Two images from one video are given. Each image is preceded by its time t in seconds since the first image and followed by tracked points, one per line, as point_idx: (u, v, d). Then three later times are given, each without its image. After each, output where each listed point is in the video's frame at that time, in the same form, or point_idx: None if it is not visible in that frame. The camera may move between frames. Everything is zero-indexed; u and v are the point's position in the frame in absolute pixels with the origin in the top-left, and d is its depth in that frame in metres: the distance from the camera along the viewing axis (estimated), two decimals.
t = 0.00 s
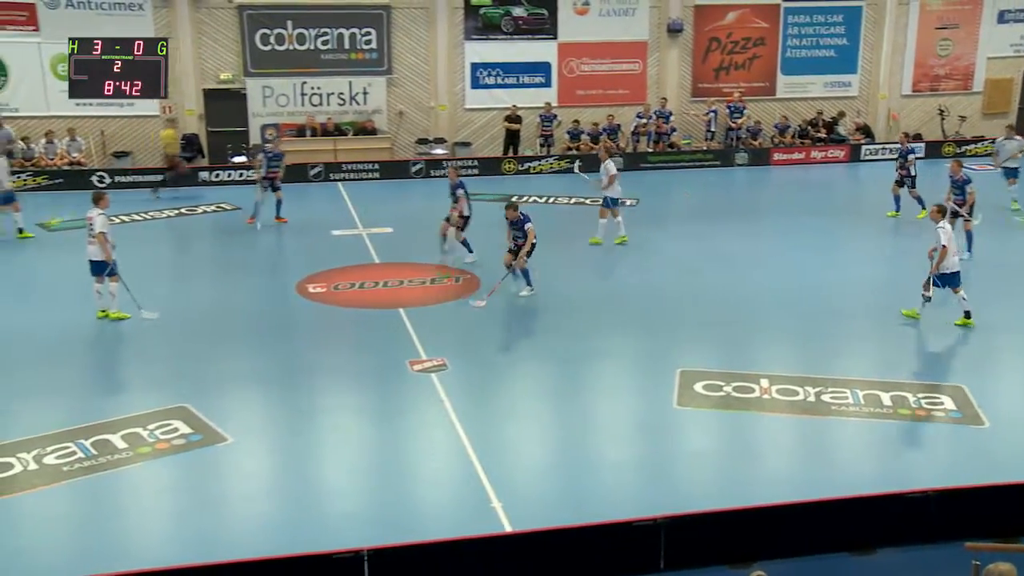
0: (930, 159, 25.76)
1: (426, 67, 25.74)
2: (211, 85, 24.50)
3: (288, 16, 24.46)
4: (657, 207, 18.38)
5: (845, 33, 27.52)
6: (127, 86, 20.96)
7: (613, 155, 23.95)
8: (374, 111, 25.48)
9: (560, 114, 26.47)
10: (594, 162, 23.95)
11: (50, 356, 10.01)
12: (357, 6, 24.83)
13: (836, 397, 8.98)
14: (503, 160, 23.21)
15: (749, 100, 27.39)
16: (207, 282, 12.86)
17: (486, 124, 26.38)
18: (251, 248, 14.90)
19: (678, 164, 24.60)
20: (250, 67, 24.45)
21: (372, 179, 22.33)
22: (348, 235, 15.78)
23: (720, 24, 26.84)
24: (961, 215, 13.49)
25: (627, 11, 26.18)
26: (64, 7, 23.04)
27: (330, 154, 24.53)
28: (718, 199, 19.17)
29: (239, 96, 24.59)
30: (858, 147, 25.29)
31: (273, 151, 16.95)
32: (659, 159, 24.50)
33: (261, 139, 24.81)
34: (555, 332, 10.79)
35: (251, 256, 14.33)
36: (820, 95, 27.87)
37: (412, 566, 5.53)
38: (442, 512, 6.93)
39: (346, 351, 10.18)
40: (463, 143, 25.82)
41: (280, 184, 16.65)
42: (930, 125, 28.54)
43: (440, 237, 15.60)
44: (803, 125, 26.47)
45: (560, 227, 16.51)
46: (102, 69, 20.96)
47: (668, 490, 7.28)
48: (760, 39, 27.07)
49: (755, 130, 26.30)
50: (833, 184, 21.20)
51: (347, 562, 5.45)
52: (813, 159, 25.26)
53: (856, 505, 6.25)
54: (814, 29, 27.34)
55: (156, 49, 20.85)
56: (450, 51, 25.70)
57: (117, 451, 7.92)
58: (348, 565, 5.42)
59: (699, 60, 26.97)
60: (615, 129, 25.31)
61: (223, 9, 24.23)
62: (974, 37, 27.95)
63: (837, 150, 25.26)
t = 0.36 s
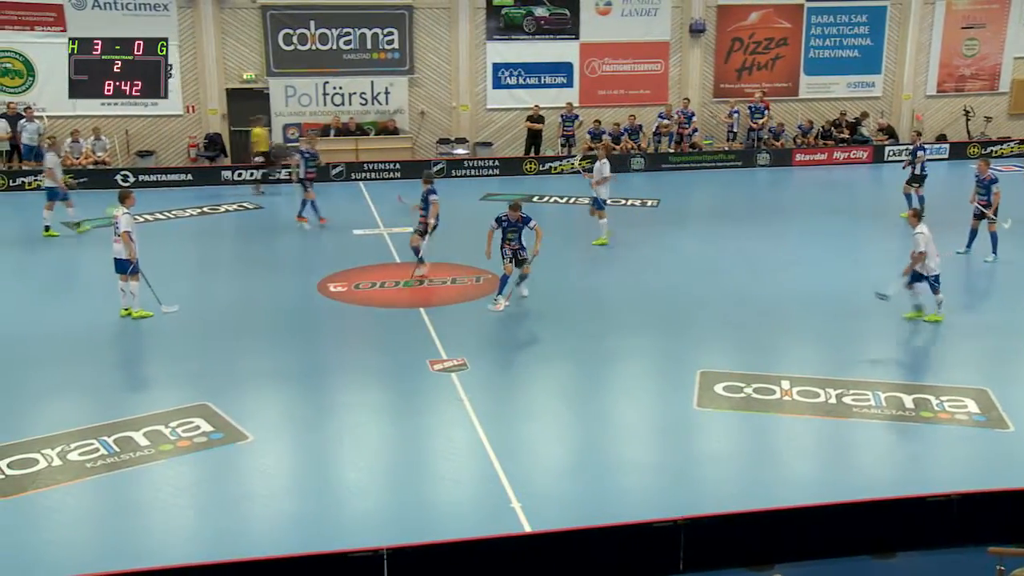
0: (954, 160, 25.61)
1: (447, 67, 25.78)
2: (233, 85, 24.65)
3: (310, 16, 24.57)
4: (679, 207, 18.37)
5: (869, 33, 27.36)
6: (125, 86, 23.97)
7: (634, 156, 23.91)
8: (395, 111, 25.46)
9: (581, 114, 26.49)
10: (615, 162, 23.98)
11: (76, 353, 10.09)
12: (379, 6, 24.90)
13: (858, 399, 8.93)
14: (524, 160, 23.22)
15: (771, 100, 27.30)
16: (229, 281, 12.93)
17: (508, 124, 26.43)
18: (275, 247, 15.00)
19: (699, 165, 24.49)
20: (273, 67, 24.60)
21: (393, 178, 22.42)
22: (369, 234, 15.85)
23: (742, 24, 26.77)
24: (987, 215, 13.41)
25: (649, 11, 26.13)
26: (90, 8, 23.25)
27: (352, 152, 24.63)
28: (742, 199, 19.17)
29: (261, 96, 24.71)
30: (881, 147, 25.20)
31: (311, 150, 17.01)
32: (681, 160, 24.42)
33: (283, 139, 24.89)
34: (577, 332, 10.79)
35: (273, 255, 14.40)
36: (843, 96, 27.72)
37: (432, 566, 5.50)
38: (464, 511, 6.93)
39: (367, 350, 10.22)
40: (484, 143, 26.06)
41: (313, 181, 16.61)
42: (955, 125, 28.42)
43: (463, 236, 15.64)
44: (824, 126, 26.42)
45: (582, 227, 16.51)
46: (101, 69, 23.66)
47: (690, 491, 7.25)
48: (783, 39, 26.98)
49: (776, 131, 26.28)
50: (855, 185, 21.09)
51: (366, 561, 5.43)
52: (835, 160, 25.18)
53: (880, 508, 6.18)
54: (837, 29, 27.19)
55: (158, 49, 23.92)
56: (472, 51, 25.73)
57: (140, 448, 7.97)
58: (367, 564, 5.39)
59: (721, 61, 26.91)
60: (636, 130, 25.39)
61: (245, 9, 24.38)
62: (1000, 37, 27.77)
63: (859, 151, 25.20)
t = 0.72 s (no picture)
0: (957, 160, 25.58)
1: (451, 66, 25.79)
2: (237, 85, 24.68)
3: (313, 16, 24.59)
4: (682, 207, 18.37)
5: (873, 33, 27.33)
6: (125, 86, 23.97)
7: (637, 156, 23.90)
8: (399, 111, 25.57)
9: (585, 114, 26.50)
10: (618, 162, 23.99)
11: (79, 353, 10.11)
12: (383, 6, 24.90)
13: (861, 400, 8.92)
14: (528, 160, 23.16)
15: (774, 100, 27.29)
16: (232, 281, 12.94)
17: (512, 124, 26.46)
18: (278, 247, 15.01)
19: (702, 166, 24.47)
20: (276, 67, 24.64)
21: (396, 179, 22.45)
22: (373, 234, 15.90)
23: (746, 24, 26.75)
24: (988, 215, 13.43)
25: (653, 11, 26.12)
26: (94, 8, 23.32)
27: (356, 153, 24.72)
28: (745, 199, 19.17)
29: (265, 96, 24.82)
30: (884, 147, 25.17)
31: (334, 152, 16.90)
32: (684, 160, 24.41)
33: (287, 139, 25.06)
34: (579, 332, 10.79)
35: (276, 255, 14.42)
36: (847, 96, 27.70)
37: (433, 566, 5.50)
38: (467, 511, 6.93)
39: (370, 350, 10.22)
40: (488, 143, 26.06)
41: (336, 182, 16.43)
42: (959, 126, 28.44)
43: (467, 237, 15.65)
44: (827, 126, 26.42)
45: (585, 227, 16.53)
46: (101, 69, 23.68)
47: (693, 491, 7.24)
48: (786, 40, 26.96)
49: (779, 131, 26.25)
50: (858, 185, 21.07)
51: (370, 561, 5.43)
52: (839, 160, 25.16)
53: (883, 510, 6.14)
54: (840, 29, 27.17)
55: (158, 49, 23.95)
56: (475, 51, 25.73)
57: (142, 448, 7.97)
58: (369, 564, 5.39)
59: (725, 61, 26.89)
60: (639, 130, 25.47)
61: (249, 9, 24.38)
62: (1005, 37, 27.73)
63: (862, 151, 25.18)
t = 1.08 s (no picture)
0: (960, 161, 25.58)
1: (453, 67, 25.80)
2: (240, 86, 24.72)
3: (316, 18, 24.63)
4: (685, 208, 18.37)
5: (876, 34, 27.32)
6: (125, 86, 23.98)
7: (640, 158, 23.92)
8: (401, 111, 25.61)
9: (588, 116, 26.52)
10: (620, 163, 24.01)
11: (81, 354, 10.13)
12: (385, 7, 24.92)
13: (864, 401, 8.91)
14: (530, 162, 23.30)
15: (776, 101, 27.30)
16: (235, 282, 12.96)
17: (514, 125, 26.46)
18: (281, 247, 15.02)
19: (704, 168, 24.47)
20: (279, 69, 24.68)
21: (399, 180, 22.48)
22: (375, 236, 15.96)
23: (749, 25, 26.74)
24: (990, 217, 13.44)
25: (656, 13, 26.13)
26: (97, 9, 23.36)
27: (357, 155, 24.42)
28: (748, 200, 19.18)
29: (268, 97, 24.88)
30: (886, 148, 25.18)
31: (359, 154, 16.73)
32: (686, 161, 24.43)
33: (290, 141, 25.12)
34: (582, 333, 10.80)
35: (279, 255, 14.44)
36: (850, 97, 27.70)
37: (435, 567, 5.49)
38: (470, 513, 6.92)
39: (372, 351, 10.24)
40: (490, 145, 25.97)
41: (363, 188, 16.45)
42: (961, 127, 28.47)
43: (470, 238, 15.67)
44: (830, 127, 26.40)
45: (588, 228, 16.55)
46: (101, 69, 23.69)
47: (695, 493, 7.24)
48: (789, 41, 26.96)
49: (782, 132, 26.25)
50: (861, 186, 21.08)
51: (372, 562, 5.43)
52: (841, 161, 25.17)
53: (886, 511, 6.12)
54: (843, 31, 27.16)
55: (158, 49, 23.97)
56: (478, 52, 25.73)
57: (145, 448, 7.98)
58: (371, 565, 5.40)
59: (728, 62, 26.89)
60: (642, 132, 25.47)
61: (252, 11, 24.41)
62: (1008, 39, 27.73)
63: (864, 152, 25.20)
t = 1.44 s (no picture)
0: (961, 161, 25.58)
1: (453, 67, 25.80)
2: (240, 86, 24.74)
3: (316, 17, 24.61)
4: (685, 208, 18.37)
5: (876, 34, 27.31)
6: (126, 87, 24.00)
7: (639, 158, 23.91)
8: (401, 111, 25.62)
9: (587, 116, 26.55)
10: (620, 163, 24.01)
11: (81, 353, 10.13)
12: (385, 6, 24.91)
13: (864, 401, 8.91)
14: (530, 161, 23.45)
15: (776, 101, 27.33)
16: (235, 281, 12.95)
17: (513, 125, 26.48)
18: (281, 247, 15.01)
19: (704, 167, 24.46)
20: (279, 68, 24.69)
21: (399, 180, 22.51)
22: (375, 235, 15.98)
23: (749, 25, 26.73)
24: (990, 216, 13.42)
25: (656, 12, 26.11)
26: (97, 9, 23.36)
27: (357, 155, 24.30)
28: (748, 200, 19.18)
29: (268, 97, 24.93)
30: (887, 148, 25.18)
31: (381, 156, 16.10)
32: (686, 161, 24.43)
33: (290, 139, 25.07)
34: (581, 333, 10.80)
35: (279, 255, 14.44)
36: (850, 97, 27.70)
37: (435, 566, 5.49)
38: (470, 513, 6.91)
39: (372, 350, 10.24)
40: (489, 143, 26.26)
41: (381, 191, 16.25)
42: (961, 127, 28.47)
43: (469, 238, 15.67)
44: (830, 127, 26.39)
45: (588, 227, 16.54)
46: (101, 69, 23.69)
47: (694, 492, 7.24)
48: (789, 40, 26.95)
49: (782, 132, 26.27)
50: (861, 186, 21.08)
51: (372, 561, 5.42)
52: (841, 161, 25.17)
53: (887, 511, 6.11)
54: (842, 30, 27.15)
55: (159, 49, 23.97)
56: (478, 51, 25.73)
57: (145, 448, 7.98)
58: (370, 565, 5.39)
59: (727, 62, 26.89)
60: (642, 131, 25.41)
61: (251, 10, 24.40)
62: (1008, 38, 27.72)
63: (865, 152, 25.21)
